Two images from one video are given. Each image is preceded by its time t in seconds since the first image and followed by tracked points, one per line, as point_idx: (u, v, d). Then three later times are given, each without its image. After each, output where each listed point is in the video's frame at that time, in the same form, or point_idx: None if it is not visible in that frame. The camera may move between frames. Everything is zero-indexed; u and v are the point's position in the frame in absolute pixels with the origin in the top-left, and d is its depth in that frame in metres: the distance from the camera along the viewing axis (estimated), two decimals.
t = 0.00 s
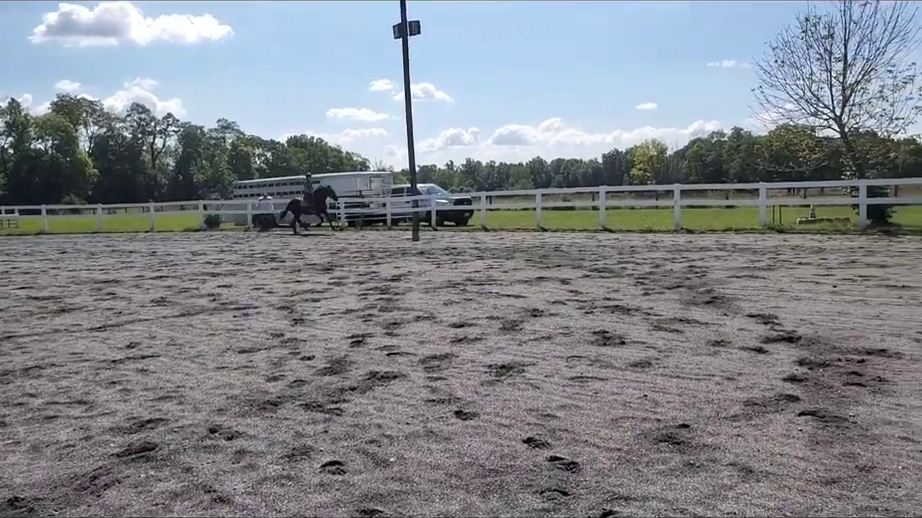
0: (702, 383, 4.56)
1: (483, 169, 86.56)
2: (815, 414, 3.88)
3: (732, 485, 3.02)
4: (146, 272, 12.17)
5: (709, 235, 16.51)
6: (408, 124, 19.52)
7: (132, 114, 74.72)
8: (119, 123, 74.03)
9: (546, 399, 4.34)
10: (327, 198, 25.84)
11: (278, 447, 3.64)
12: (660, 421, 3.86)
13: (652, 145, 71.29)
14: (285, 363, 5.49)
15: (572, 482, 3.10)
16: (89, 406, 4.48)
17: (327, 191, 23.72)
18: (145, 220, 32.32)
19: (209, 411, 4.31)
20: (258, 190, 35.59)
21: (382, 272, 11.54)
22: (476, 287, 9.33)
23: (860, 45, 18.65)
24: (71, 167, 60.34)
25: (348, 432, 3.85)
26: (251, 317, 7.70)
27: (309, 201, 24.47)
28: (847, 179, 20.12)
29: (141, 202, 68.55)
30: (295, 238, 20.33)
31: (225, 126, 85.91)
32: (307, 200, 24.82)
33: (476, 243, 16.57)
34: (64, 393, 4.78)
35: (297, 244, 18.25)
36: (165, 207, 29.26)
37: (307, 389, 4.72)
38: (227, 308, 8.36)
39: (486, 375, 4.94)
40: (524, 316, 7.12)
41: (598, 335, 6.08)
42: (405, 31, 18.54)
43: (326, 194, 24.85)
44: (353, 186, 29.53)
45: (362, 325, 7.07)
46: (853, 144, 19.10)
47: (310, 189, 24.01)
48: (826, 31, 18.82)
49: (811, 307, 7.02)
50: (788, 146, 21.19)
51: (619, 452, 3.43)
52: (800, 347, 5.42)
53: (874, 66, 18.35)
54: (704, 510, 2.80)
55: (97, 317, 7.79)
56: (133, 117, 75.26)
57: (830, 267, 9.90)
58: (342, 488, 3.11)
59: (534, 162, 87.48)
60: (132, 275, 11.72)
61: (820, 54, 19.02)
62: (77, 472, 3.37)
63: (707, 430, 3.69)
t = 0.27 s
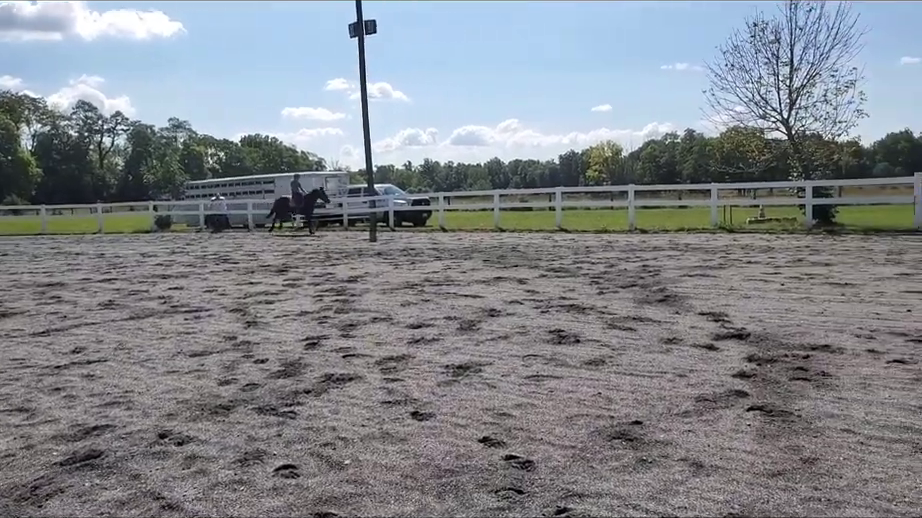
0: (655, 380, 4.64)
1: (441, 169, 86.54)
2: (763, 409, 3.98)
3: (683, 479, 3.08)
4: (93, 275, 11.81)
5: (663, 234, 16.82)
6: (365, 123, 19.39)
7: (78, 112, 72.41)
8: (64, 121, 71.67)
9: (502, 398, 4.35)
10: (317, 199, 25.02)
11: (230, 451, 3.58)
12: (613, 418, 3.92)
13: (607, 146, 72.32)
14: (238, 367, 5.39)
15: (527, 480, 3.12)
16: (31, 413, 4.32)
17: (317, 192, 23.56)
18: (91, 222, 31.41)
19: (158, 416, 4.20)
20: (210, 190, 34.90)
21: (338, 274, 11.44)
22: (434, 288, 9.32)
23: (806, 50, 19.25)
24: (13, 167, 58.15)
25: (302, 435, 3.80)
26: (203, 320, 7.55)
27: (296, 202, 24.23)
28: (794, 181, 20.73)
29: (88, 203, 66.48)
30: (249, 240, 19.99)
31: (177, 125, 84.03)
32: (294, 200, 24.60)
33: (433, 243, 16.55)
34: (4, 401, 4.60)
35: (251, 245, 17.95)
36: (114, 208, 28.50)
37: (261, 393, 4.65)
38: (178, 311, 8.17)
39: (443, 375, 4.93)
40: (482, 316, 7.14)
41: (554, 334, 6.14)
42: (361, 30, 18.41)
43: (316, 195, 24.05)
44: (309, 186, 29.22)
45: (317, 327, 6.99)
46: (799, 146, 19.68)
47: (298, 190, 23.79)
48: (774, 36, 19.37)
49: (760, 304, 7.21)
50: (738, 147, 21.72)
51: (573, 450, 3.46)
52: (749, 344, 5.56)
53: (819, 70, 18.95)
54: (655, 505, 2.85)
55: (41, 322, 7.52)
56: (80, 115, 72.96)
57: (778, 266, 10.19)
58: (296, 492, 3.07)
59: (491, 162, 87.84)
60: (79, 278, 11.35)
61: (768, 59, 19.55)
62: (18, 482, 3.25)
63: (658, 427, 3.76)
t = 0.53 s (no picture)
0: (616, 379, 4.69)
1: (405, 169, 86.31)
2: (721, 407, 4.05)
3: (644, 478, 3.12)
4: (44, 276, 11.46)
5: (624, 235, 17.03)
6: (328, 122, 19.22)
7: (30, 107, 70.24)
8: (15, 116, 69.46)
9: (465, 399, 4.35)
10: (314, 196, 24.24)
11: (187, 456, 3.50)
12: (575, 418, 3.94)
13: (570, 148, 72.99)
14: (197, 369, 5.29)
15: (489, 481, 3.12)
16: None
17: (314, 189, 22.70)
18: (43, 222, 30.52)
19: (112, 421, 4.09)
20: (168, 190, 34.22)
21: (300, 274, 11.31)
22: (397, 289, 9.27)
23: (762, 55, 19.69)
24: None
25: (262, 439, 3.74)
26: (160, 322, 7.38)
27: (293, 201, 23.84)
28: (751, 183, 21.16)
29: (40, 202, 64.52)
30: (209, 240, 19.64)
31: (134, 123, 82.18)
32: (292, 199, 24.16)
33: (397, 244, 16.49)
34: None
35: (211, 245, 17.64)
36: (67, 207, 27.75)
37: (220, 395, 4.57)
38: (134, 312, 7.98)
39: (406, 377, 4.91)
40: (445, 317, 7.13)
41: (517, 334, 6.16)
42: (324, 28, 18.25)
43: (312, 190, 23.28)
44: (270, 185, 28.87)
45: (278, 328, 6.89)
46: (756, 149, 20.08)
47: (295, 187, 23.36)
48: (731, 41, 19.78)
49: (718, 304, 7.34)
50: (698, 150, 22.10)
51: (535, 450, 3.48)
52: (707, 343, 5.66)
53: (775, 75, 19.40)
54: (616, 504, 2.88)
55: None
56: (32, 111, 70.80)
57: (736, 266, 10.39)
58: (255, 497, 3.01)
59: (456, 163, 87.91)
60: (29, 279, 11.01)
61: (726, 63, 19.95)
62: None
63: (619, 426, 3.79)
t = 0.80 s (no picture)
0: (577, 377, 4.72)
1: (365, 170, 85.76)
2: (679, 403, 4.12)
3: (605, 474, 3.14)
4: None
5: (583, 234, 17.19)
6: (286, 122, 18.96)
7: None
8: None
9: (427, 400, 4.33)
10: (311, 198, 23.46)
11: (141, 464, 3.41)
12: (537, 416, 3.96)
13: (530, 148, 73.50)
14: (151, 375, 5.15)
15: (453, 482, 3.10)
16: None
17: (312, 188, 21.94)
18: None
19: (62, 430, 3.96)
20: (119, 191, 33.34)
21: (258, 277, 11.12)
22: (358, 290, 9.19)
23: (716, 56, 20.11)
24: None
25: (220, 444, 3.66)
26: (112, 327, 7.17)
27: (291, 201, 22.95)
28: (706, 182, 21.56)
29: None
30: (163, 242, 19.19)
31: (83, 122, 79.82)
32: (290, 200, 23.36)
33: (357, 244, 16.36)
34: None
35: (165, 248, 17.23)
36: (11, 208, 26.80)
37: (175, 402, 4.46)
38: (85, 318, 7.74)
39: (368, 379, 4.86)
40: (407, 318, 7.09)
41: (479, 334, 6.16)
42: (280, 27, 18.01)
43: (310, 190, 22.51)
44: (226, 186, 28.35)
45: (236, 332, 6.76)
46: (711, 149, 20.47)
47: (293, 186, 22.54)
48: (686, 42, 20.15)
49: (675, 301, 7.46)
50: (654, 150, 22.45)
51: (497, 449, 3.48)
52: (665, 340, 5.75)
53: (729, 76, 19.83)
54: (579, 501, 2.89)
55: None
56: None
57: (692, 264, 10.58)
58: (213, 504, 2.95)
59: (416, 163, 87.68)
60: None
61: (681, 64, 20.30)
62: None
63: (581, 423, 3.82)
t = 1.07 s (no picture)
0: (550, 376, 4.73)
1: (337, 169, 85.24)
2: (652, 402, 4.15)
3: (580, 474, 3.15)
4: None
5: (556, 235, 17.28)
6: (257, 120, 18.75)
7: None
8: None
9: (401, 401, 4.31)
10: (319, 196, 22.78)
11: (108, 469, 3.32)
12: (511, 416, 3.96)
13: (502, 149, 73.75)
14: (118, 378, 5.04)
15: (427, 483, 3.08)
16: None
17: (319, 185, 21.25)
18: None
19: (25, 435, 3.85)
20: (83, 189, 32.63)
21: (228, 277, 10.97)
22: (330, 291, 9.12)
23: (686, 59, 20.36)
24: None
25: (189, 447, 3.59)
26: (77, 329, 7.01)
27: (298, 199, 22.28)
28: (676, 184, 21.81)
29: None
30: (130, 242, 18.83)
31: (47, 120, 78.00)
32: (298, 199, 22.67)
33: (329, 244, 16.25)
34: None
35: (132, 248, 16.91)
36: None
37: (143, 404, 4.37)
38: (49, 319, 7.55)
39: (341, 380, 4.82)
40: (380, 318, 7.05)
41: (453, 334, 6.15)
42: (251, 24, 17.80)
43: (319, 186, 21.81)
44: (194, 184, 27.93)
45: (205, 333, 6.66)
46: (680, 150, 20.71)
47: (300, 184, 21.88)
48: (657, 45, 20.37)
49: (646, 301, 7.54)
50: (625, 151, 22.67)
51: (472, 450, 3.47)
52: (637, 339, 5.80)
53: (698, 78, 20.09)
54: (553, 501, 2.89)
55: None
56: None
57: (663, 264, 10.70)
58: (183, 509, 2.89)
59: (389, 164, 87.37)
60: None
61: (652, 67, 20.52)
62: None
63: (555, 423, 3.83)
